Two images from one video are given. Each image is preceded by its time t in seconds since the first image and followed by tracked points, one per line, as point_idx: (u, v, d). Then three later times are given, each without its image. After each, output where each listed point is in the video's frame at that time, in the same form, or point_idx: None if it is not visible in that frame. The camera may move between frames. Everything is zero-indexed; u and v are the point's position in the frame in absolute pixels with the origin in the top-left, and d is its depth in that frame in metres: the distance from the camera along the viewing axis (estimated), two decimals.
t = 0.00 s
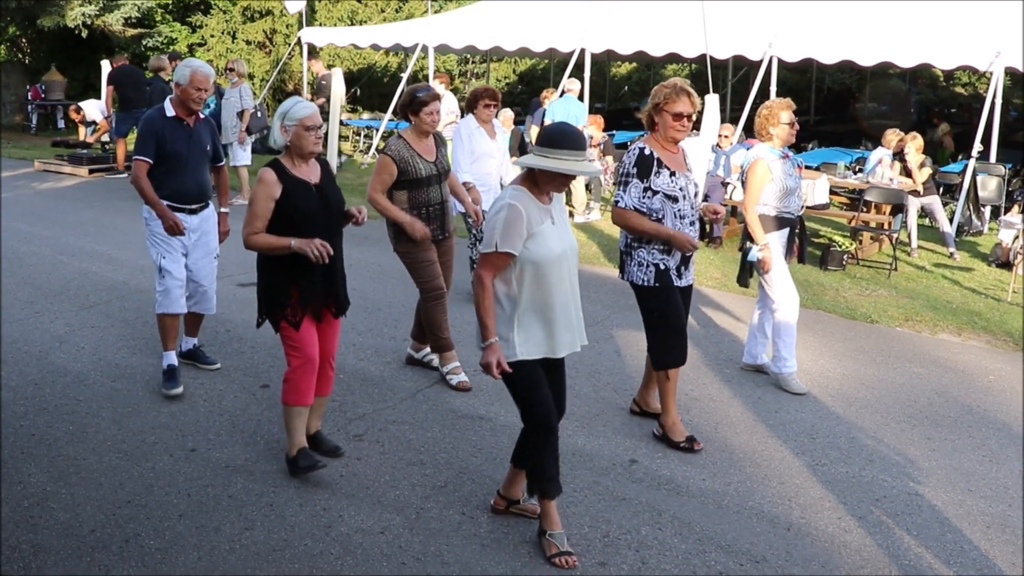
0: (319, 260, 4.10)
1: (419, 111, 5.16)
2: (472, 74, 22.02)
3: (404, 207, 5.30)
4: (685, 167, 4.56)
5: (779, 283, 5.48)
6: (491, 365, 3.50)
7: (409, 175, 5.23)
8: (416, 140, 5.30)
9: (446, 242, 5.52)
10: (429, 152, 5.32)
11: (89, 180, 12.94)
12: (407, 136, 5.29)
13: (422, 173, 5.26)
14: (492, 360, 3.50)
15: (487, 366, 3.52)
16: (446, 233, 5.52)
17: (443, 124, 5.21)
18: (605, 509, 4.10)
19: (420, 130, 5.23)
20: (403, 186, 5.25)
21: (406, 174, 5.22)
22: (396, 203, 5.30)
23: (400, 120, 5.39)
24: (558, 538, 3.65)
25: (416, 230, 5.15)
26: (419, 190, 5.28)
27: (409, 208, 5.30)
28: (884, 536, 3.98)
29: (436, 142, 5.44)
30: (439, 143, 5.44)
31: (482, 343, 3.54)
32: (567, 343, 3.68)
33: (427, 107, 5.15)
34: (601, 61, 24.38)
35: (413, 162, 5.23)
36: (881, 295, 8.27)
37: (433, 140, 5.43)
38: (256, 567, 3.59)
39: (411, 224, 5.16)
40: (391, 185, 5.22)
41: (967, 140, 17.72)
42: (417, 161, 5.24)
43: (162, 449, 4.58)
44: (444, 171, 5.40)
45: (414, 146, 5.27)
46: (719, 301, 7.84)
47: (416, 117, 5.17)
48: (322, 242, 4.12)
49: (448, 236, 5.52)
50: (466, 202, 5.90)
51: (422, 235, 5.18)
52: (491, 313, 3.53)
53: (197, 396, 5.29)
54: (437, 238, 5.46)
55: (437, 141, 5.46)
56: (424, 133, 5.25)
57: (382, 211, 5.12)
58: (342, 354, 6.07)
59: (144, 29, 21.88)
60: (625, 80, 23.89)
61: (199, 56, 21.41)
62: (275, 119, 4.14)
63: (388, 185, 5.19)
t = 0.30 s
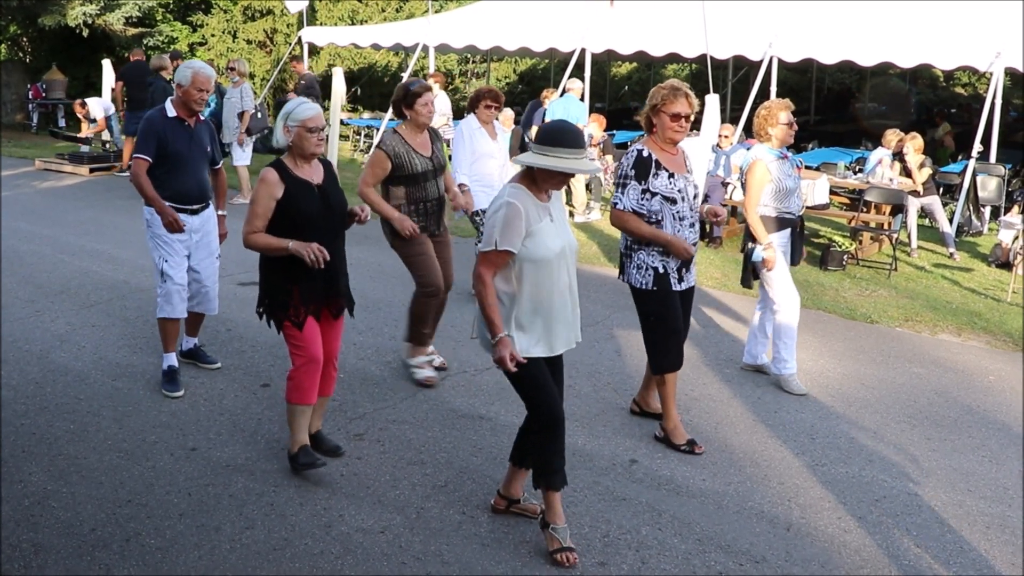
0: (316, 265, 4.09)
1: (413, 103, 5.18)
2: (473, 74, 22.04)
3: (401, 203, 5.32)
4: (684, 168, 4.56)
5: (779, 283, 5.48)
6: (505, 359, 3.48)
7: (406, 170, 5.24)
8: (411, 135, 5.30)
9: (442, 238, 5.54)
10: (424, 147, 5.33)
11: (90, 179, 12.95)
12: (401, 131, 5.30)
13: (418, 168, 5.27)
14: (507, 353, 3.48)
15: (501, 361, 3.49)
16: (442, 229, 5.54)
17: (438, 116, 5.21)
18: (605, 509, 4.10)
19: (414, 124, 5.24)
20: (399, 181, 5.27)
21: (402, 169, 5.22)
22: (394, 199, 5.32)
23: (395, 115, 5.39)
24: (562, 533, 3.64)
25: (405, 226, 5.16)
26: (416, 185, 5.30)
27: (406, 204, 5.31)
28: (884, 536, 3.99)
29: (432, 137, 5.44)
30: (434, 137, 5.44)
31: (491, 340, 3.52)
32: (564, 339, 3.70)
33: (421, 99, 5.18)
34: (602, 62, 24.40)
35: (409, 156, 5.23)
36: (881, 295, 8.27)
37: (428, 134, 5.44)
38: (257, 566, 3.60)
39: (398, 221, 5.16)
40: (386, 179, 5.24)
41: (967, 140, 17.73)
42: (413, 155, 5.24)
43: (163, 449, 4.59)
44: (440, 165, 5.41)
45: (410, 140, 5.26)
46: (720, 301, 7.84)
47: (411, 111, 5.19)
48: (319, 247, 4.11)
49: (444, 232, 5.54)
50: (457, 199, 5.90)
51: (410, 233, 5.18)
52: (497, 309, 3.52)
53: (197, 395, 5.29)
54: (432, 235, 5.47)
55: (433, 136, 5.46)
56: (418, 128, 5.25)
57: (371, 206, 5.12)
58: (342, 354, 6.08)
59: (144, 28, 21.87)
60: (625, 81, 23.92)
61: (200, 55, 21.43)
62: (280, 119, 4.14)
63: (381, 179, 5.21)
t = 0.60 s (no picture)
0: (319, 267, 4.12)
1: (408, 117, 5.15)
2: (472, 74, 22.07)
3: (394, 216, 5.27)
4: (686, 172, 4.55)
5: (777, 285, 5.50)
6: (492, 365, 3.49)
7: (403, 186, 5.20)
8: (406, 148, 5.24)
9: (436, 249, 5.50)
10: (419, 161, 5.29)
11: (90, 178, 12.96)
12: (396, 145, 5.22)
13: (416, 185, 5.25)
14: (494, 360, 3.50)
15: (488, 367, 3.51)
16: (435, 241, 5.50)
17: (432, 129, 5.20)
18: (603, 509, 4.11)
19: (408, 138, 5.19)
20: (397, 197, 5.22)
21: (400, 184, 5.18)
22: (387, 213, 5.26)
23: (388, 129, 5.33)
24: (563, 538, 3.64)
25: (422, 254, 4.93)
26: (413, 201, 5.28)
27: (400, 217, 5.27)
28: (883, 536, 3.99)
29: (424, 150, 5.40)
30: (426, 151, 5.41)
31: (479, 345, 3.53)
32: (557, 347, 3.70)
33: (416, 112, 5.15)
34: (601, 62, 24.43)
35: (407, 173, 5.19)
36: (880, 296, 8.27)
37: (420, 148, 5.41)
38: (256, 565, 3.60)
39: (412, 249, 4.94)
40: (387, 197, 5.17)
41: (967, 140, 17.73)
42: (411, 171, 5.21)
43: (162, 448, 4.59)
44: (434, 181, 5.39)
45: (406, 155, 5.20)
46: (719, 301, 7.85)
47: (405, 125, 5.15)
48: (323, 249, 4.13)
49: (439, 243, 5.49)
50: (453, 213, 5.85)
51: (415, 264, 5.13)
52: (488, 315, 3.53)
53: (196, 395, 5.29)
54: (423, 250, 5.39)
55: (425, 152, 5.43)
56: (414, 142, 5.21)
57: (382, 232, 5.05)
58: (341, 354, 6.08)
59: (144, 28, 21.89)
60: (625, 81, 23.99)
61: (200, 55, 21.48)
62: (282, 121, 4.13)
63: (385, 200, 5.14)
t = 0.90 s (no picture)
0: (319, 266, 4.12)
1: (420, 107, 5.17)
2: (473, 75, 22.09)
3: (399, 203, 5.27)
4: (688, 165, 4.54)
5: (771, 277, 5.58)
6: (481, 362, 3.50)
7: (406, 168, 5.20)
8: (414, 136, 5.28)
9: (441, 239, 5.51)
10: (426, 147, 5.31)
11: (91, 180, 12.96)
12: (403, 131, 5.28)
13: (420, 166, 5.24)
14: (483, 356, 3.50)
15: (478, 363, 3.52)
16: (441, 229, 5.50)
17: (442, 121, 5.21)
18: (604, 510, 4.11)
19: (418, 126, 5.24)
20: (399, 181, 5.22)
21: (403, 168, 5.19)
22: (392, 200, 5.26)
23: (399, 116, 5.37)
24: (505, 507, 3.91)
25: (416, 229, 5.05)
26: (414, 184, 5.25)
27: (404, 204, 5.27)
28: (885, 536, 3.99)
29: (433, 137, 5.42)
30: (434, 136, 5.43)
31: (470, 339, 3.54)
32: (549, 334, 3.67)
33: (429, 104, 5.16)
34: (603, 63, 24.43)
35: (411, 156, 5.20)
36: (881, 296, 8.27)
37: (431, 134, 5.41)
38: (258, 566, 3.60)
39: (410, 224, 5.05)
40: (387, 178, 5.19)
41: (968, 140, 17.72)
42: (414, 154, 5.22)
43: (164, 449, 4.59)
44: (440, 166, 5.41)
45: (412, 141, 5.25)
46: (721, 302, 7.85)
47: (416, 114, 5.17)
48: (324, 249, 4.14)
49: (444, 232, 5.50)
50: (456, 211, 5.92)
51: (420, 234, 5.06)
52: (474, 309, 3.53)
53: (198, 396, 5.30)
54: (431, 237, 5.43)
55: (435, 136, 5.45)
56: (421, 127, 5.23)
57: (377, 208, 5.01)
58: (343, 355, 6.09)
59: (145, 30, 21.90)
60: (626, 82, 24.02)
61: (201, 57, 21.49)
62: (284, 118, 4.14)
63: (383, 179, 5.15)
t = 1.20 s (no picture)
0: (329, 268, 4.16)
1: (429, 119, 5.13)
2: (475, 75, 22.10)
3: (405, 210, 5.24)
4: (689, 175, 4.53)
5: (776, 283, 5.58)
6: (488, 341, 3.46)
7: (412, 179, 5.18)
8: (419, 146, 5.25)
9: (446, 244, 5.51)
10: (431, 157, 5.27)
11: (93, 179, 12.96)
12: (408, 139, 5.24)
13: (425, 178, 5.22)
14: (489, 335, 3.47)
15: (483, 344, 3.49)
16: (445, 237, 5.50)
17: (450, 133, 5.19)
18: (606, 510, 4.11)
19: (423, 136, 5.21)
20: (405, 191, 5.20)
21: (409, 178, 5.17)
22: (398, 207, 5.24)
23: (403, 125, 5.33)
24: (507, 507, 3.90)
25: (408, 249, 5.15)
26: (422, 193, 5.25)
27: (410, 212, 5.25)
28: (888, 538, 3.98)
29: (439, 146, 5.38)
30: (440, 146, 5.38)
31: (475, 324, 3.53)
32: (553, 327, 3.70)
33: (438, 118, 5.12)
34: (605, 63, 24.44)
35: (415, 167, 5.18)
36: (883, 297, 8.27)
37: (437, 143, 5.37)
38: (260, 566, 3.60)
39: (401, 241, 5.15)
40: (392, 188, 5.17)
41: (971, 141, 17.71)
42: (419, 165, 5.19)
43: (166, 448, 4.59)
44: (446, 175, 5.34)
45: (417, 151, 5.21)
46: (722, 303, 7.84)
47: (424, 126, 5.15)
48: (331, 252, 4.18)
49: (448, 241, 5.50)
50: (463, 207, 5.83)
51: (411, 253, 5.17)
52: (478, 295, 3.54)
53: (200, 395, 5.30)
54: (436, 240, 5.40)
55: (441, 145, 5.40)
56: (427, 139, 5.21)
57: (380, 222, 5.08)
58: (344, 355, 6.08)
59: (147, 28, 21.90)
60: (628, 82, 24.06)
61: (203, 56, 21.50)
62: (285, 122, 4.16)
63: (387, 189, 5.14)
